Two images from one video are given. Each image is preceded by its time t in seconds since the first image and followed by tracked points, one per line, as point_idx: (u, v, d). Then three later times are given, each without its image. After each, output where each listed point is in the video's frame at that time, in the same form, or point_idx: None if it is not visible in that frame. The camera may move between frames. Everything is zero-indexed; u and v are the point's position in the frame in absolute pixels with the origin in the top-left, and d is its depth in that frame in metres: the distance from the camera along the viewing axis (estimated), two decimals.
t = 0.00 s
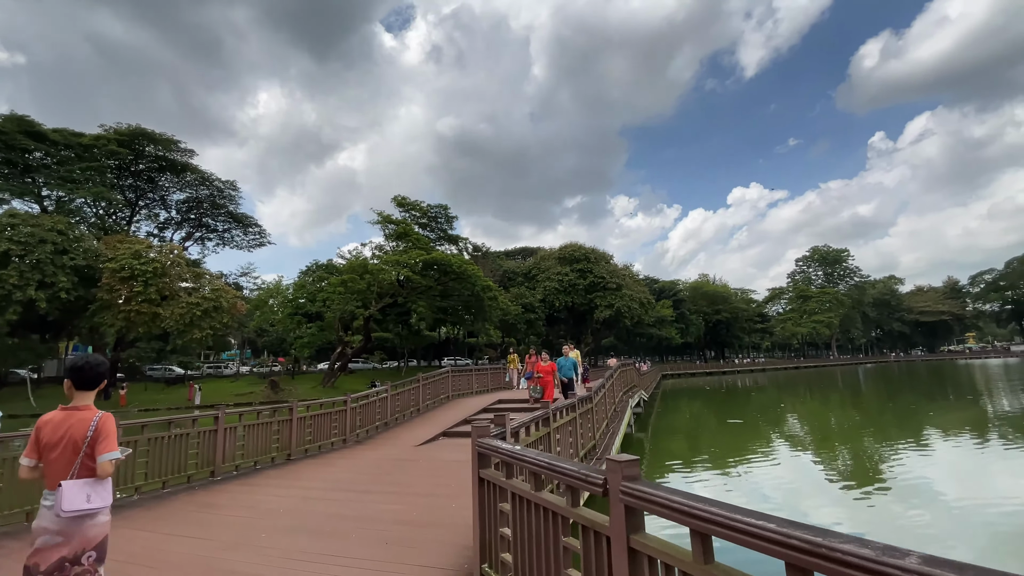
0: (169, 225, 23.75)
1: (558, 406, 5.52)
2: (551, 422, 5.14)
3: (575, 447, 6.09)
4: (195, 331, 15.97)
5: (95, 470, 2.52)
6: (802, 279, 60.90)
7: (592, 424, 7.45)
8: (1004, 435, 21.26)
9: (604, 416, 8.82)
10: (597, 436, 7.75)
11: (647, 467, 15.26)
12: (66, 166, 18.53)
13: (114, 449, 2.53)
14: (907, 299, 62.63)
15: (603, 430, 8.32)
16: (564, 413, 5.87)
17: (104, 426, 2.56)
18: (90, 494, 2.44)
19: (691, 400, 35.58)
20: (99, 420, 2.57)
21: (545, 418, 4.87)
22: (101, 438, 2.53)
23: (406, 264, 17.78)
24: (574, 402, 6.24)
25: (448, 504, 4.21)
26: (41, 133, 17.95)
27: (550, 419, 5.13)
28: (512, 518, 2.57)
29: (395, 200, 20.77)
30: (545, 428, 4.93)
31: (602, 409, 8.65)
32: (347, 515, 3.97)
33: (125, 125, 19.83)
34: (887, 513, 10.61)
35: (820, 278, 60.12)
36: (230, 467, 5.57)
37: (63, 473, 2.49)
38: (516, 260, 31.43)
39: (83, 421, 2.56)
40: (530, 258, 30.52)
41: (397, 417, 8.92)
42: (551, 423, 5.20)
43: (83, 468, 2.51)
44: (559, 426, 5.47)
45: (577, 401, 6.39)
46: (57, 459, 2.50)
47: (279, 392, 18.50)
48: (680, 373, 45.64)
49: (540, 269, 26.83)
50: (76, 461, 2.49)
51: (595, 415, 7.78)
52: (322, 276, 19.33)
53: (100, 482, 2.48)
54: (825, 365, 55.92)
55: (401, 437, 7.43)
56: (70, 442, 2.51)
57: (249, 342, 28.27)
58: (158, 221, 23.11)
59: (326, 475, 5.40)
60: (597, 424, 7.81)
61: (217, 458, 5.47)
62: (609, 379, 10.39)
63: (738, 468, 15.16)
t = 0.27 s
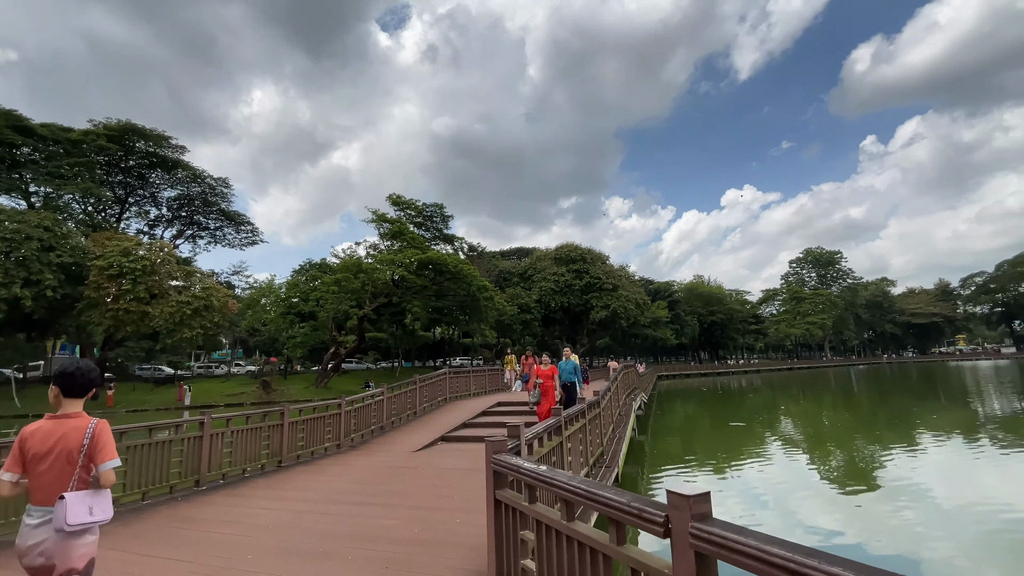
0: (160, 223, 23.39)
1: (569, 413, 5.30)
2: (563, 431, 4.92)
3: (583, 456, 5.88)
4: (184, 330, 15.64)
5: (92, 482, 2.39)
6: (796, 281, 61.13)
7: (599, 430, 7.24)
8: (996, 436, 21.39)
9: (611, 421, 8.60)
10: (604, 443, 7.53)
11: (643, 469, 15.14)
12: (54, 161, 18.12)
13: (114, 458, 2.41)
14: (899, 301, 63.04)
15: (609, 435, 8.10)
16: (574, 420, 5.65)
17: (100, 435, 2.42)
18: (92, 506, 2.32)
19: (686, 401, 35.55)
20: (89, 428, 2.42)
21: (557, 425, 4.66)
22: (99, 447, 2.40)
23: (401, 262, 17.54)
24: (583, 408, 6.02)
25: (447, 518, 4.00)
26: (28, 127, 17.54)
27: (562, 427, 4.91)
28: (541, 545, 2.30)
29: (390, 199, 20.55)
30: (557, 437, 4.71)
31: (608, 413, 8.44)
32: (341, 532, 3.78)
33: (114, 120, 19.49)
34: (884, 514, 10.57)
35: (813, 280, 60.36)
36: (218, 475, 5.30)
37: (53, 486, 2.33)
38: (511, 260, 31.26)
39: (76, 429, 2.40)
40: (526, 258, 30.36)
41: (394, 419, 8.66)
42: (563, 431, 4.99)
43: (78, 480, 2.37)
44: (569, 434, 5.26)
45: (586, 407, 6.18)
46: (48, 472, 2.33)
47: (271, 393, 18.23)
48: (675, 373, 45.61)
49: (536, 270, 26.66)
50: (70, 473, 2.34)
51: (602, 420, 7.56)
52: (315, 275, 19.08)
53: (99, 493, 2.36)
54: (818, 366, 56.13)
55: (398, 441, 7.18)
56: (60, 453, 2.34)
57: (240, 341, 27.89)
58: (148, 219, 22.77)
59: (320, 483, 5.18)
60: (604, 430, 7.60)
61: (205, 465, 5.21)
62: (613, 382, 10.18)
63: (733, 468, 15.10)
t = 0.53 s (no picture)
0: (148, 220, 22.98)
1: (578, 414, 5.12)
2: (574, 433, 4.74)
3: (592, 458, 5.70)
4: (172, 329, 15.28)
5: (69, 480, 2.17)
6: (788, 280, 61.42)
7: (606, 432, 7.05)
8: (987, 434, 21.51)
9: (616, 421, 8.41)
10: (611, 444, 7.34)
11: (639, 468, 15.04)
12: (37, 155, 17.70)
13: (88, 453, 2.20)
14: (889, 301, 63.54)
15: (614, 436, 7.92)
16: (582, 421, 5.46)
17: (73, 431, 2.21)
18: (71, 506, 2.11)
19: (679, 400, 35.59)
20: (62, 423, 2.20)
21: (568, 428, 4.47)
22: (71, 443, 2.18)
23: (394, 260, 17.30)
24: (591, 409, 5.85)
25: (444, 526, 3.84)
26: (11, 120, 17.11)
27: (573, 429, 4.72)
28: (571, 564, 2.12)
29: (384, 196, 20.30)
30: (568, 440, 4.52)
31: (613, 414, 8.25)
32: (334, 539, 3.60)
33: (101, 114, 19.09)
34: (880, 510, 10.54)
35: (805, 280, 60.65)
36: (201, 480, 5.07)
37: (25, 488, 2.12)
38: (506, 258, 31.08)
39: (47, 425, 2.19)
40: (520, 257, 30.19)
41: (389, 419, 8.43)
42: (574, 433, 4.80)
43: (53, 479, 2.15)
44: (580, 436, 5.07)
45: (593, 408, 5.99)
46: (18, 473, 2.12)
47: (261, 392, 17.94)
48: (669, 373, 45.62)
49: (531, 268, 26.51)
50: (42, 472, 2.13)
51: (608, 421, 7.38)
52: (307, 272, 18.80)
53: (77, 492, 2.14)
54: (810, 365, 56.46)
55: (393, 442, 6.95)
56: (30, 452, 2.12)
57: (231, 340, 27.50)
58: (135, 215, 22.36)
59: (311, 487, 4.98)
60: (610, 430, 7.41)
61: (187, 469, 4.98)
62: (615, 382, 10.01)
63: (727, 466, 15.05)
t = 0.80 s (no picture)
0: (132, 216, 22.46)
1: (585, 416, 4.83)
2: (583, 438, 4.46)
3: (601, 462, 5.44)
4: (156, 327, 14.83)
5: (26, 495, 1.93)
6: (777, 279, 61.90)
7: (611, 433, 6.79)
8: (973, 429, 21.78)
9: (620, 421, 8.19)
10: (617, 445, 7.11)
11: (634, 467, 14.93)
12: (15, 148, 17.16)
13: (49, 463, 1.96)
14: (876, 299, 64.32)
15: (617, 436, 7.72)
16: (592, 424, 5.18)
17: (34, 435, 1.99)
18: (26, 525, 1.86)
19: (671, 398, 35.67)
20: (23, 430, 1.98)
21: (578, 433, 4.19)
22: (31, 452, 1.95)
23: (385, 257, 17.00)
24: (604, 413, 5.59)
25: (440, 527, 3.62)
26: None
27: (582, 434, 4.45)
28: None
29: (374, 192, 19.99)
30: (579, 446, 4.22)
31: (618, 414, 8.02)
32: (324, 548, 3.37)
33: (82, 107, 18.59)
34: (874, 507, 10.53)
35: (795, 278, 61.13)
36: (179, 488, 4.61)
37: None
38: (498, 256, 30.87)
39: (3, 431, 1.96)
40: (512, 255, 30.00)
41: (381, 421, 8.13)
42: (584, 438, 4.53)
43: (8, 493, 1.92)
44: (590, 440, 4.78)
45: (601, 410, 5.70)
46: None
47: (249, 392, 17.58)
48: (661, 371, 45.77)
49: (523, 266, 26.33)
50: None
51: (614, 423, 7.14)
52: (295, 270, 18.44)
53: (33, 508, 1.90)
54: (799, 363, 56.98)
55: (385, 446, 6.66)
56: None
57: (218, 339, 27.00)
58: (119, 212, 21.83)
59: (298, 493, 4.72)
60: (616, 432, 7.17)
61: (163, 478, 4.51)
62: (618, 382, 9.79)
63: (720, 464, 15.04)
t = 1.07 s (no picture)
0: (114, 212, 21.92)
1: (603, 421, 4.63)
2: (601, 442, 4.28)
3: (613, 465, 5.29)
4: (138, 326, 14.38)
5: None
6: (766, 277, 62.34)
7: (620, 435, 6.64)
8: (958, 426, 22.13)
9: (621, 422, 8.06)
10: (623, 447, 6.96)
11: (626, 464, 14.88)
12: None
13: (27, 470, 1.96)
14: (862, 297, 65.12)
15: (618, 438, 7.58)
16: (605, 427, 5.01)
17: (12, 436, 1.95)
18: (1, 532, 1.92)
19: (661, 395, 35.78)
20: None
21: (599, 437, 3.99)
22: (8, 457, 1.93)
23: (375, 254, 16.74)
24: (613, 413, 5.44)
25: (442, 533, 3.49)
26: None
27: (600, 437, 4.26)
28: None
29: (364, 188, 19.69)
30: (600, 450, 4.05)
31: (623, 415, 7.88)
32: (319, 553, 3.24)
33: (62, 99, 18.05)
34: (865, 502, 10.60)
35: (782, 277, 61.61)
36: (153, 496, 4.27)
37: None
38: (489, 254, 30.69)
39: None
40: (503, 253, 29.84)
41: (374, 421, 7.92)
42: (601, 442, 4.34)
43: None
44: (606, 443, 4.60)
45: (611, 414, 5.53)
46: None
47: (235, 392, 17.24)
48: (651, 369, 45.91)
49: (515, 264, 26.19)
50: None
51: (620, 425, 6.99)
52: (283, 267, 18.10)
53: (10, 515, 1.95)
54: (786, 361, 57.49)
55: (379, 447, 6.45)
56: None
57: (203, 338, 26.48)
58: (101, 207, 21.29)
59: (289, 496, 4.56)
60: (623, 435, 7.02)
61: (137, 485, 4.17)
62: (618, 381, 9.67)
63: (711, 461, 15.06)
